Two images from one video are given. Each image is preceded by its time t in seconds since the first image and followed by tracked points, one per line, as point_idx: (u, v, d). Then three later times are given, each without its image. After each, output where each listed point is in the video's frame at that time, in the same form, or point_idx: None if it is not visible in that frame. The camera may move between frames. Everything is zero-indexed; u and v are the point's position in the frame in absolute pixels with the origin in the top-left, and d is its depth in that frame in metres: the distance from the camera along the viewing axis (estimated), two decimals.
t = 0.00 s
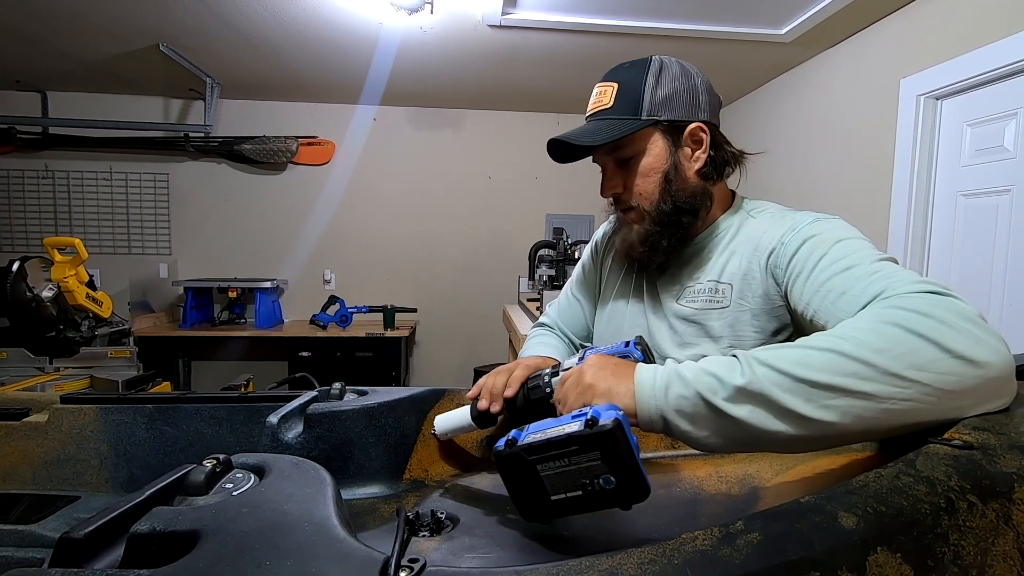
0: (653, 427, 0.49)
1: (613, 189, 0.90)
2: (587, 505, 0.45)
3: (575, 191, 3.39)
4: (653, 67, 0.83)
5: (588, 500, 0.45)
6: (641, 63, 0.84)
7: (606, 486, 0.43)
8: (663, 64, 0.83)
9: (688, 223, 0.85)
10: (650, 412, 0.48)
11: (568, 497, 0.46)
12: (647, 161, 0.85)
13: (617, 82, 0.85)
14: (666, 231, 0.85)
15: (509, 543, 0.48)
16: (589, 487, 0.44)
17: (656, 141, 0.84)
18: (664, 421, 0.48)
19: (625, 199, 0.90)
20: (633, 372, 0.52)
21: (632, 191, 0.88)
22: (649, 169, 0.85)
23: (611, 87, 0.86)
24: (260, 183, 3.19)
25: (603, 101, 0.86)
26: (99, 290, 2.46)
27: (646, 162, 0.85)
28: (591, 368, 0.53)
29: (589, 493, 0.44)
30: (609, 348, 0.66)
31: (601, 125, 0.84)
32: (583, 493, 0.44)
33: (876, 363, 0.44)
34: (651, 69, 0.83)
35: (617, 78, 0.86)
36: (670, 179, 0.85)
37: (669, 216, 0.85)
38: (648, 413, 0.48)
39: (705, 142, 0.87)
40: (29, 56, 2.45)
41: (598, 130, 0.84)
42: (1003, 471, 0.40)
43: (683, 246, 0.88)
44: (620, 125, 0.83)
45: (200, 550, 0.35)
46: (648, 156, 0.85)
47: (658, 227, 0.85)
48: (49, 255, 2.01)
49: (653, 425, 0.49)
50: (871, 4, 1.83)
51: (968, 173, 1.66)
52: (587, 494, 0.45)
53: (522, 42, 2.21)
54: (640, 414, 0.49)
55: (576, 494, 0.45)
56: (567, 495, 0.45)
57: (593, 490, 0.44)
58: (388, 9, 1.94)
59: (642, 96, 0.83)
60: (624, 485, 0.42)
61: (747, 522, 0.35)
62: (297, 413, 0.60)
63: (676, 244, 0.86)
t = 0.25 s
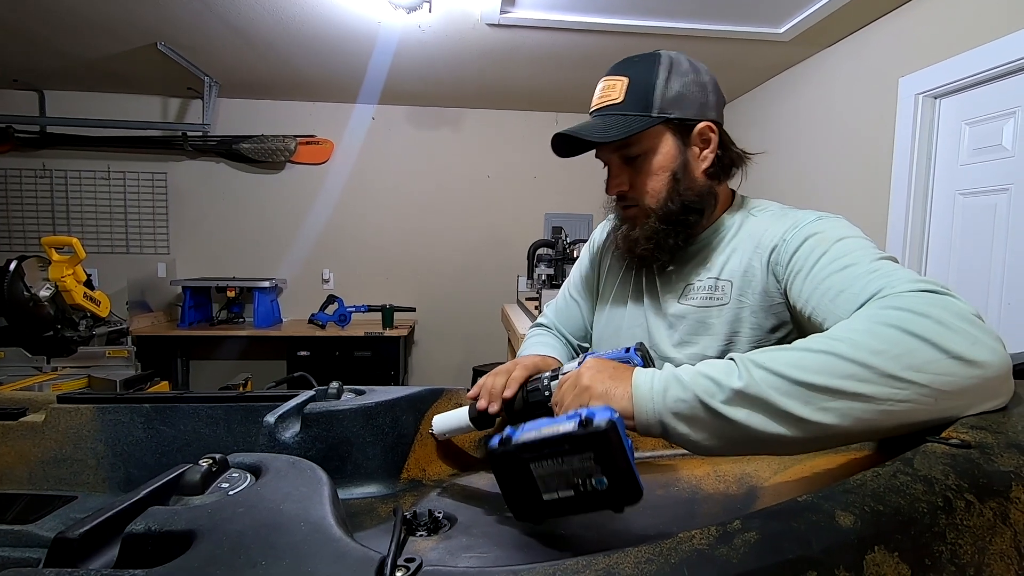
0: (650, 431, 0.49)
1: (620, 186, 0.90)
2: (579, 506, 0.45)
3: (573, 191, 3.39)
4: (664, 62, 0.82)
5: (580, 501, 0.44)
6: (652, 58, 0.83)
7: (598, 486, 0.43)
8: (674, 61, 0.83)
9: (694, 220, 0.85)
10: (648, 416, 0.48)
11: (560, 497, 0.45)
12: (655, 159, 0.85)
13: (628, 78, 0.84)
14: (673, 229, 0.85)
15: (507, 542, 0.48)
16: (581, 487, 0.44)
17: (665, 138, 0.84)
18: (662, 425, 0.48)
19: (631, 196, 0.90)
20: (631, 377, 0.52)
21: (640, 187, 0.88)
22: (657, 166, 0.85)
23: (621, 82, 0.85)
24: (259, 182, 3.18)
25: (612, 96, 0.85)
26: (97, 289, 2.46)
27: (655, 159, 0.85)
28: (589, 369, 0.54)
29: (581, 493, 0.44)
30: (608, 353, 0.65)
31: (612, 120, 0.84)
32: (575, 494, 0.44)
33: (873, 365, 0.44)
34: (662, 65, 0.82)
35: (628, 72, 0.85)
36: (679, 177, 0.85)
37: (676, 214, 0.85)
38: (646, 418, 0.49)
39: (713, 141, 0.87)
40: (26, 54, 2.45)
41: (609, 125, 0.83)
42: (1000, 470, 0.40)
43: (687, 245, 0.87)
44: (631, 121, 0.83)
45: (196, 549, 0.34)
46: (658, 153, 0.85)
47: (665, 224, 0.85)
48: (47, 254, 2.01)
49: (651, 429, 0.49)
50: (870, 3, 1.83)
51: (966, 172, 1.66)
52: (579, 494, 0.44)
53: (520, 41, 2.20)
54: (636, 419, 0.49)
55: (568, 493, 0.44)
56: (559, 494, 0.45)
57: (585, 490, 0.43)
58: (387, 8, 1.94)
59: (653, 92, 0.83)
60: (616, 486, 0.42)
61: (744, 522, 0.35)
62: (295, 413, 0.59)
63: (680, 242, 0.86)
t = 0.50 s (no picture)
0: (650, 426, 0.48)
1: (649, 192, 0.82)
2: (573, 501, 0.45)
3: (573, 189, 3.39)
4: (720, 68, 0.74)
5: (575, 495, 0.45)
6: (708, 58, 0.74)
7: (593, 480, 0.43)
8: (727, 67, 0.75)
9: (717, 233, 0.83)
10: (648, 410, 0.48)
11: (555, 492, 0.45)
12: (697, 172, 0.78)
13: (680, 76, 0.74)
14: (696, 242, 0.83)
15: (507, 542, 0.48)
16: (575, 481, 0.44)
17: (709, 151, 0.77)
18: (662, 419, 0.48)
19: (658, 205, 0.83)
20: (629, 371, 0.51)
21: (670, 199, 0.81)
22: (694, 178, 0.79)
23: (672, 79, 0.74)
24: (258, 181, 3.17)
25: (659, 94, 0.75)
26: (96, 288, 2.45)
27: (695, 172, 0.78)
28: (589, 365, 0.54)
29: (576, 488, 0.44)
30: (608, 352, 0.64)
31: (660, 126, 0.74)
32: (569, 488, 0.44)
33: (873, 362, 0.44)
34: (718, 70, 0.74)
35: (680, 68, 0.75)
36: (713, 192, 0.81)
37: (702, 230, 0.82)
38: (646, 411, 0.48)
39: (748, 153, 0.83)
40: (25, 53, 2.44)
41: (658, 134, 0.74)
42: (1002, 471, 0.40)
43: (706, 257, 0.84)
44: (681, 130, 0.74)
45: (193, 549, 0.34)
46: (699, 165, 0.78)
47: (689, 239, 0.83)
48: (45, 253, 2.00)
49: (651, 424, 0.48)
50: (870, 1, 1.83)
51: (966, 170, 1.66)
52: (573, 489, 0.44)
53: (520, 39, 2.20)
54: (636, 412, 0.48)
55: (563, 488, 0.45)
56: (554, 489, 0.45)
57: (580, 485, 0.44)
58: (386, 6, 1.94)
59: (705, 100, 0.74)
60: (610, 479, 0.42)
61: (745, 523, 0.35)
62: (293, 412, 0.59)
63: (700, 254, 0.84)
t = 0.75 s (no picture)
0: (650, 424, 0.48)
1: (669, 194, 0.80)
2: (571, 499, 0.45)
3: (572, 189, 3.38)
4: (762, 82, 0.73)
5: (573, 494, 0.45)
6: (751, 67, 0.73)
7: (591, 479, 0.43)
8: (767, 79, 0.74)
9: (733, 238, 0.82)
10: (647, 408, 0.48)
11: (553, 490, 0.45)
12: (722, 180, 0.78)
13: (723, 80, 0.72)
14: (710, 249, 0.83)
15: (507, 544, 0.47)
16: (573, 479, 0.44)
17: (735, 161, 0.77)
18: (662, 417, 0.48)
19: (676, 208, 0.81)
20: (629, 369, 0.51)
21: (689, 203, 0.80)
22: (717, 186, 0.78)
23: (714, 83, 0.72)
24: (257, 180, 3.17)
25: (700, 96, 0.72)
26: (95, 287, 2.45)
27: (720, 180, 0.77)
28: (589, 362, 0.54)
29: (573, 487, 0.44)
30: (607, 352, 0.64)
31: (697, 130, 0.72)
32: (567, 486, 0.44)
33: (874, 363, 0.44)
34: (759, 81, 0.73)
35: (723, 72, 0.73)
36: (732, 201, 0.80)
37: (718, 237, 0.82)
38: (646, 409, 0.48)
39: (766, 166, 0.83)
40: (24, 52, 2.44)
41: (694, 138, 0.72)
42: (1004, 473, 0.39)
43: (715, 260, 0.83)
44: (716, 138, 0.73)
45: (191, 551, 0.34)
46: (724, 174, 0.77)
47: (703, 246, 0.82)
48: (44, 252, 2.00)
49: (651, 422, 0.48)
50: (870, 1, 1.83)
51: (966, 171, 1.66)
52: (571, 488, 0.44)
53: (519, 39, 2.20)
54: (636, 411, 0.48)
55: (560, 486, 0.45)
56: (552, 487, 0.45)
57: (578, 483, 0.44)
58: (385, 5, 1.93)
59: (743, 110, 0.73)
60: (608, 477, 0.42)
61: (745, 525, 0.35)
62: (292, 413, 0.58)
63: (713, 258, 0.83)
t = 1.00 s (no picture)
0: (651, 423, 0.48)
1: (664, 166, 0.83)
2: (567, 498, 0.44)
3: (573, 189, 3.38)
4: (758, 57, 0.76)
5: (569, 492, 0.44)
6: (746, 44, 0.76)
7: (587, 476, 0.43)
8: (763, 58, 0.77)
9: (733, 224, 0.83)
10: (649, 406, 0.48)
11: (549, 488, 0.45)
12: (716, 152, 0.79)
13: (718, 53, 0.75)
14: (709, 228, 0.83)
15: (508, 544, 0.47)
16: (570, 477, 0.43)
17: (732, 135, 0.78)
18: (663, 415, 0.47)
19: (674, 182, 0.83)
20: (630, 366, 0.50)
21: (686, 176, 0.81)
22: (714, 159, 0.80)
23: (710, 55, 0.75)
24: (257, 180, 3.17)
25: (695, 67, 0.76)
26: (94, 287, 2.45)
27: (715, 152, 0.79)
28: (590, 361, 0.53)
29: (569, 485, 0.44)
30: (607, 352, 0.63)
31: (692, 97, 0.75)
32: (563, 484, 0.44)
33: (877, 361, 0.43)
34: (755, 59, 0.76)
35: (719, 47, 0.76)
36: (730, 178, 0.81)
37: (713, 214, 0.83)
38: (648, 407, 0.47)
39: (767, 151, 0.83)
40: (23, 51, 2.43)
41: (688, 104, 0.74)
42: (1008, 474, 0.39)
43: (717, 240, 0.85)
44: (711, 106, 0.75)
45: (188, 554, 0.34)
46: (721, 147, 0.79)
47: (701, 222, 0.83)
48: (44, 252, 2.00)
49: (652, 420, 0.48)
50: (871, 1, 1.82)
51: (967, 171, 1.66)
52: (567, 486, 0.44)
53: (519, 38, 2.19)
54: (638, 409, 0.48)
55: (557, 484, 0.44)
56: (548, 485, 0.45)
57: (574, 481, 0.43)
58: (385, 4, 1.93)
59: (739, 82, 0.75)
60: (604, 476, 0.42)
61: (748, 526, 0.35)
62: (292, 412, 0.58)
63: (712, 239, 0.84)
